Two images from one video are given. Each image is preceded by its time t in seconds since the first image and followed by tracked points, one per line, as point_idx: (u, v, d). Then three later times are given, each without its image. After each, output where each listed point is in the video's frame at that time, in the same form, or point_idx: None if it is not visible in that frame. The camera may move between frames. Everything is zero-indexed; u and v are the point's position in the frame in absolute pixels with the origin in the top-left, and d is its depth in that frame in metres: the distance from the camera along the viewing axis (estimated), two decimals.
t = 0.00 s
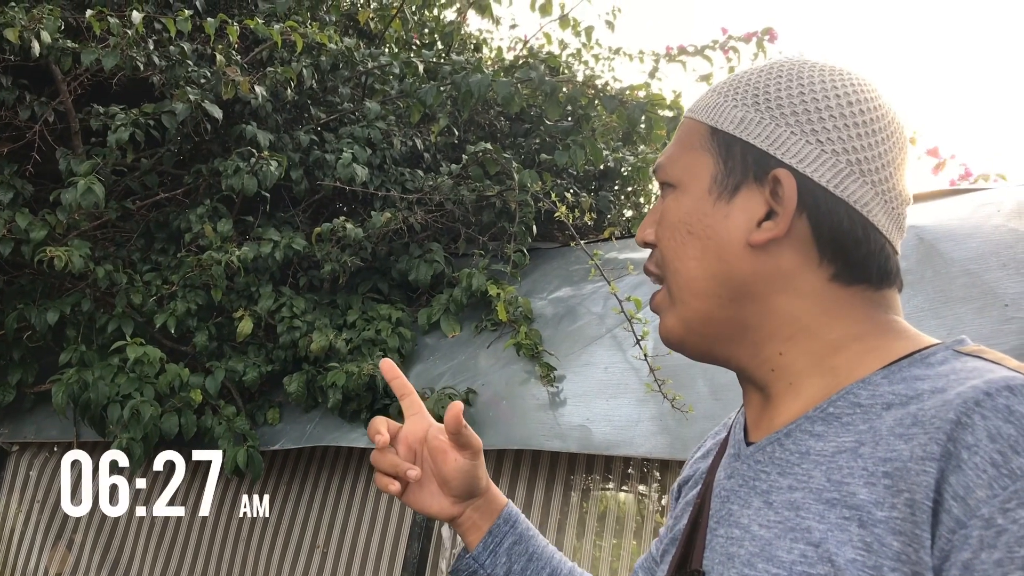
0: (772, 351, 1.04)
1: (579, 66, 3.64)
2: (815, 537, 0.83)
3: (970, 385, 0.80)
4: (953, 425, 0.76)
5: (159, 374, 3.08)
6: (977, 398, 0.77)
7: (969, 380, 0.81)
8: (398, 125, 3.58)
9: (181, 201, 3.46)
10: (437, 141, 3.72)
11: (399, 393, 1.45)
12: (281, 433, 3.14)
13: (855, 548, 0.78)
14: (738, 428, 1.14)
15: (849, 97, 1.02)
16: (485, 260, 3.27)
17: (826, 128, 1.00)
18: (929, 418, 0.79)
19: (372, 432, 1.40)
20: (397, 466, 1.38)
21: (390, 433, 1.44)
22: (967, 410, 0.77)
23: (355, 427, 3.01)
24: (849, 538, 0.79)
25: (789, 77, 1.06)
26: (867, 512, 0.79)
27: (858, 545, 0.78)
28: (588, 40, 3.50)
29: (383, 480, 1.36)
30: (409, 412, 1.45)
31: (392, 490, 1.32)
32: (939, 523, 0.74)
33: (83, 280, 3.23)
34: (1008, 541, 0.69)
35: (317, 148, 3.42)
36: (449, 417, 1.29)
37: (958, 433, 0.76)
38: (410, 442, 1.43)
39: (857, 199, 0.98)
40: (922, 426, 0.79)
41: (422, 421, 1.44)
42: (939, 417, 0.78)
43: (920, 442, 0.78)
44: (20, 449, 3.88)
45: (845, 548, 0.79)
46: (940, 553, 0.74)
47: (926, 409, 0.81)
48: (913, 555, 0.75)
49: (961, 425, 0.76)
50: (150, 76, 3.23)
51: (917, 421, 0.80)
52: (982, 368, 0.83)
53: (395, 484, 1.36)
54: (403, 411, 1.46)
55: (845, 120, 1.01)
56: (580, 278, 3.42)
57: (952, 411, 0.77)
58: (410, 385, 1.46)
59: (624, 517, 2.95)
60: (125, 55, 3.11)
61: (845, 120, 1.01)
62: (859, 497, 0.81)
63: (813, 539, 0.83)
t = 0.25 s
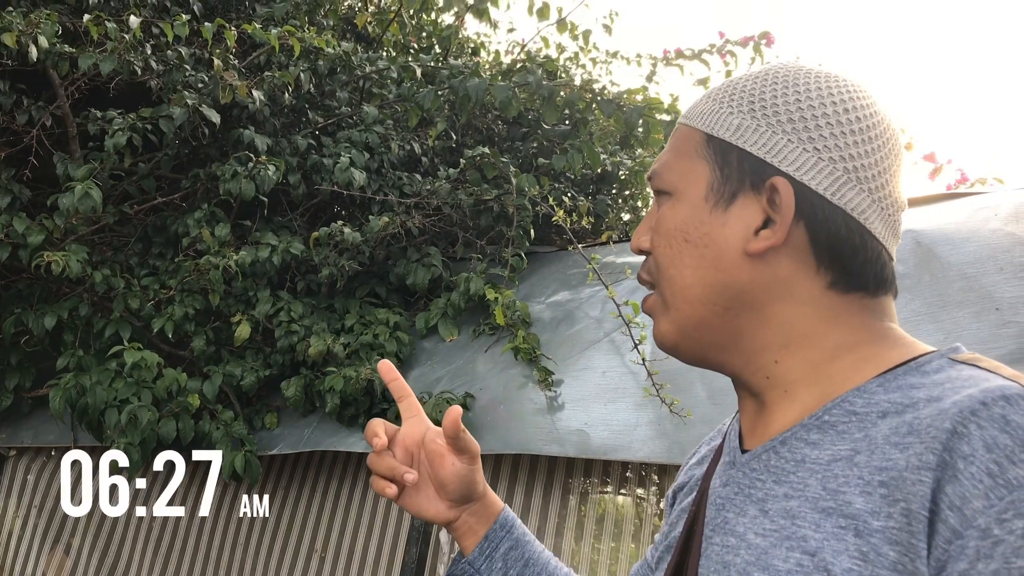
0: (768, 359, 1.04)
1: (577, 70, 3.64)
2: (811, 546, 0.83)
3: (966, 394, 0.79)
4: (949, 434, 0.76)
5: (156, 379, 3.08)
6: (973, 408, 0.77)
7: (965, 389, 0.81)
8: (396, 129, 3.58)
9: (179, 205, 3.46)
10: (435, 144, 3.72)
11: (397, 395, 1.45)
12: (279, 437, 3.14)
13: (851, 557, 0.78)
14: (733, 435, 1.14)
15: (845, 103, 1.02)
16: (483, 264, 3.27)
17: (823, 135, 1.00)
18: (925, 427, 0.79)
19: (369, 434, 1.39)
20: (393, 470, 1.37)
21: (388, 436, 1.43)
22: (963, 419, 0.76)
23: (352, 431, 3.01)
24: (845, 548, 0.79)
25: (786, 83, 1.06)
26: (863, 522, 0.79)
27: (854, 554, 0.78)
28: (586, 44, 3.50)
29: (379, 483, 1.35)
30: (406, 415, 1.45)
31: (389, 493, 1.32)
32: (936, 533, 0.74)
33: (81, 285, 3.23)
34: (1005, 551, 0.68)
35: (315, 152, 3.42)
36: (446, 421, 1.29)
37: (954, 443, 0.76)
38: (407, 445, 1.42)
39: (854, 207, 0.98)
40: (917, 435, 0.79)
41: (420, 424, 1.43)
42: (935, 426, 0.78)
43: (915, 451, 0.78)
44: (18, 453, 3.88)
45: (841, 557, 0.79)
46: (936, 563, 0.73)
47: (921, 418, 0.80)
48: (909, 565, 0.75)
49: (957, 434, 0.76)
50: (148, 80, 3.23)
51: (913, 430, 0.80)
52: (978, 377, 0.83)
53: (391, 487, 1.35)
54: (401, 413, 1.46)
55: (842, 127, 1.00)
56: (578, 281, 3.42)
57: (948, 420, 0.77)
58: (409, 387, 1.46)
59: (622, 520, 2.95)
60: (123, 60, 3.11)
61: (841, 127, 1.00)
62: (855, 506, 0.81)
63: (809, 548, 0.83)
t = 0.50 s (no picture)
0: (763, 363, 1.04)
1: (574, 74, 3.64)
2: (805, 550, 0.83)
3: (961, 399, 0.80)
4: (943, 439, 0.77)
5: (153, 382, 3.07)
6: (967, 413, 0.77)
7: (959, 394, 0.81)
8: (393, 132, 3.59)
9: (176, 208, 3.46)
10: (433, 148, 3.72)
11: (390, 396, 1.46)
12: (275, 440, 3.14)
13: (845, 561, 0.78)
14: (726, 439, 1.14)
15: (840, 107, 1.02)
16: (480, 268, 3.28)
17: (818, 139, 1.00)
18: (920, 431, 0.79)
19: (363, 435, 1.41)
20: (385, 470, 1.38)
21: (382, 438, 1.45)
22: (958, 424, 0.77)
23: (349, 435, 3.00)
24: (839, 552, 0.79)
25: (780, 87, 1.06)
26: (858, 526, 0.79)
27: (848, 558, 0.78)
28: (583, 48, 3.51)
29: (371, 483, 1.36)
30: (401, 417, 1.47)
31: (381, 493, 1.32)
32: (930, 537, 0.74)
33: (78, 288, 3.23)
34: (999, 555, 0.68)
35: (313, 156, 3.42)
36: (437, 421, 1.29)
37: (948, 447, 0.76)
38: (401, 447, 1.44)
39: (849, 211, 0.98)
40: (912, 440, 0.80)
41: (413, 426, 1.45)
42: (929, 430, 0.78)
43: (910, 455, 0.78)
44: (14, 456, 3.88)
45: (835, 561, 0.79)
46: (930, 567, 0.74)
47: (915, 423, 0.81)
48: (903, 569, 0.75)
49: (952, 439, 0.76)
50: (146, 83, 3.23)
51: (907, 435, 0.81)
52: (972, 382, 0.83)
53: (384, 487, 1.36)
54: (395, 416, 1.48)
55: (837, 131, 1.01)
56: (575, 285, 3.43)
57: (943, 425, 0.78)
58: (403, 390, 1.48)
59: (619, 523, 2.95)
60: (121, 63, 3.11)
61: (836, 131, 1.01)
62: (850, 510, 0.81)
63: (803, 552, 0.83)
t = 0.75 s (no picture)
0: (755, 369, 1.04)
1: (571, 78, 3.65)
2: (797, 557, 0.82)
3: (952, 407, 0.80)
4: (934, 447, 0.76)
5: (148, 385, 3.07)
6: (958, 421, 0.77)
7: (951, 402, 0.81)
8: (390, 136, 3.59)
9: (173, 212, 3.45)
10: (429, 152, 3.73)
11: (382, 397, 1.46)
12: (270, 444, 3.14)
13: (837, 568, 0.78)
14: (717, 444, 1.14)
15: (836, 114, 1.03)
16: (476, 272, 3.28)
17: (813, 146, 1.01)
18: (911, 439, 0.79)
19: (353, 436, 1.40)
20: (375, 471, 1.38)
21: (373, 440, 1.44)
22: (949, 432, 0.76)
23: (344, 439, 3.00)
24: (831, 559, 0.79)
25: (776, 93, 1.07)
26: (849, 533, 0.79)
27: (839, 565, 0.78)
28: (580, 53, 3.51)
29: (360, 485, 1.36)
30: (392, 418, 1.46)
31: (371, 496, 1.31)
32: (921, 545, 0.74)
33: (74, 291, 3.23)
34: (990, 563, 0.68)
35: (309, 159, 3.43)
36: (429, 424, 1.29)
37: (939, 455, 0.76)
38: (392, 449, 1.44)
39: (843, 218, 0.99)
40: (903, 447, 0.80)
41: (405, 428, 1.45)
42: (921, 438, 0.78)
43: (902, 463, 0.78)
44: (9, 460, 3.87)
45: (827, 568, 0.79)
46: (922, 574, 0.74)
47: (907, 430, 0.81)
48: None
49: (943, 447, 0.76)
50: (143, 87, 3.25)
51: (899, 442, 0.80)
52: (963, 390, 0.83)
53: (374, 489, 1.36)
54: (386, 417, 1.47)
55: (832, 139, 1.01)
56: (571, 289, 3.43)
57: (934, 433, 0.77)
58: (395, 391, 1.47)
59: (614, 528, 2.95)
60: (117, 66, 3.10)
61: (831, 138, 1.01)
62: (841, 517, 0.81)
63: (795, 559, 0.82)
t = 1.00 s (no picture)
0: (749, 373, 1.05)
1: (568, 83, 3.66)
2: (791, 560, 0.82)
3: (945, 411, 0.80)
4: (929, 450, 0.77)
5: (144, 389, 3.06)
6: (952, 424, 0.77)
7: (944, 406, 0.82)
8: (386, 140, 3.60)
9: (169, 215, 3.45)
10: (426, 156, 3.73)
11: (374, 399, 1.46)
12: (266, 448, 3.14)
13: (831, 571, 0.78)
14: (710, 448, 1.14)
15: (832, 122, 1.04)
16: (472, 276, 3.28)
17: (810, 152, 1.01)
18: (905, 442, 0.80)
19: (345, 438, 1.40)
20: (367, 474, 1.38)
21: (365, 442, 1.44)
22: (943, 435, 0.77)
23: (340, 443, 3.01)
24: (825, 561, 0.79)
25: (774, 99, 1.07)
26: (843, 536, 0.80)
27: (834, 567, 0.78)
28: (577, 57, 3.52)
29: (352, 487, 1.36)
30: (384, 420, 1.46)
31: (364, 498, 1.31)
32: (915, 547, 0.74)
33: (70, 294, 3.23)
34: (983, 566, 0.69)
35: (306, 163, 3.43)
36: (423, 427, 1.29)
37: (933, 458, 0.76)
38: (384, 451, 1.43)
39: (838, 225, 0.99)
40: (897, 450, 0.80)
41: (397, 430, 1.44)
42: (915, 441, 0.79)
43: (895, 466, 0.79)
44: (4, 463, 3.87)
45: (821, 571, 0.79)
46: None
47: (901, 434, 0.81)
48: None
49: (937, 450, 0.77)
50: (139, 90, 3.26)
51: (893, 446, 0.81)
52: (956, 395, 0.84)
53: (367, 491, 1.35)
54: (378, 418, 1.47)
55: (828, 145, 1.02)
56: (567, 293, 3.43)
57: (928, 436, 0.78)
58: (387, 393, 1.47)
59: (610, 532, 2.95)
60: (114, 70, 3.10)
61: (827, 145, 1.02)
62: (835, 520, 0.81)
63: (789, 562, 0.82)
